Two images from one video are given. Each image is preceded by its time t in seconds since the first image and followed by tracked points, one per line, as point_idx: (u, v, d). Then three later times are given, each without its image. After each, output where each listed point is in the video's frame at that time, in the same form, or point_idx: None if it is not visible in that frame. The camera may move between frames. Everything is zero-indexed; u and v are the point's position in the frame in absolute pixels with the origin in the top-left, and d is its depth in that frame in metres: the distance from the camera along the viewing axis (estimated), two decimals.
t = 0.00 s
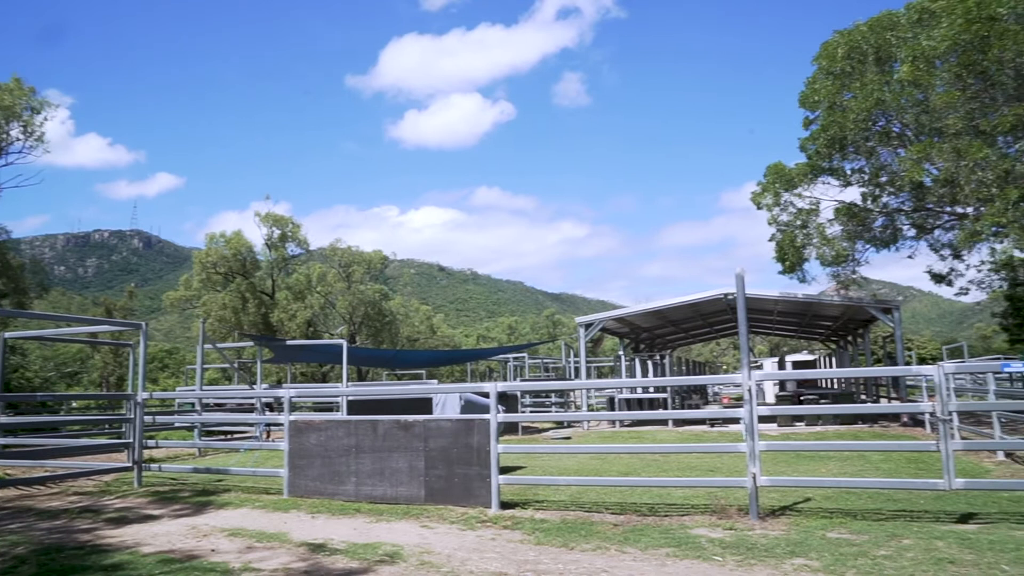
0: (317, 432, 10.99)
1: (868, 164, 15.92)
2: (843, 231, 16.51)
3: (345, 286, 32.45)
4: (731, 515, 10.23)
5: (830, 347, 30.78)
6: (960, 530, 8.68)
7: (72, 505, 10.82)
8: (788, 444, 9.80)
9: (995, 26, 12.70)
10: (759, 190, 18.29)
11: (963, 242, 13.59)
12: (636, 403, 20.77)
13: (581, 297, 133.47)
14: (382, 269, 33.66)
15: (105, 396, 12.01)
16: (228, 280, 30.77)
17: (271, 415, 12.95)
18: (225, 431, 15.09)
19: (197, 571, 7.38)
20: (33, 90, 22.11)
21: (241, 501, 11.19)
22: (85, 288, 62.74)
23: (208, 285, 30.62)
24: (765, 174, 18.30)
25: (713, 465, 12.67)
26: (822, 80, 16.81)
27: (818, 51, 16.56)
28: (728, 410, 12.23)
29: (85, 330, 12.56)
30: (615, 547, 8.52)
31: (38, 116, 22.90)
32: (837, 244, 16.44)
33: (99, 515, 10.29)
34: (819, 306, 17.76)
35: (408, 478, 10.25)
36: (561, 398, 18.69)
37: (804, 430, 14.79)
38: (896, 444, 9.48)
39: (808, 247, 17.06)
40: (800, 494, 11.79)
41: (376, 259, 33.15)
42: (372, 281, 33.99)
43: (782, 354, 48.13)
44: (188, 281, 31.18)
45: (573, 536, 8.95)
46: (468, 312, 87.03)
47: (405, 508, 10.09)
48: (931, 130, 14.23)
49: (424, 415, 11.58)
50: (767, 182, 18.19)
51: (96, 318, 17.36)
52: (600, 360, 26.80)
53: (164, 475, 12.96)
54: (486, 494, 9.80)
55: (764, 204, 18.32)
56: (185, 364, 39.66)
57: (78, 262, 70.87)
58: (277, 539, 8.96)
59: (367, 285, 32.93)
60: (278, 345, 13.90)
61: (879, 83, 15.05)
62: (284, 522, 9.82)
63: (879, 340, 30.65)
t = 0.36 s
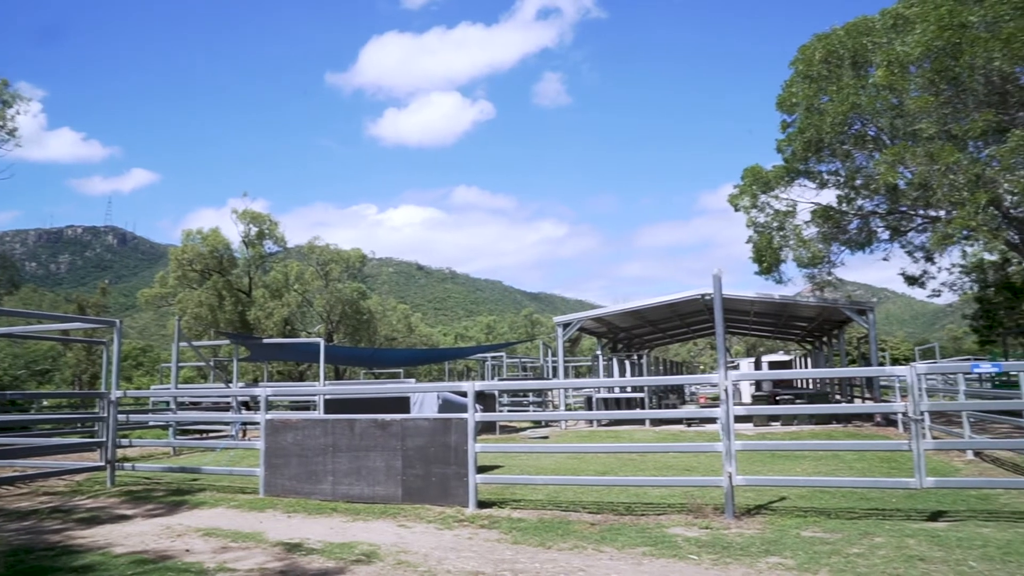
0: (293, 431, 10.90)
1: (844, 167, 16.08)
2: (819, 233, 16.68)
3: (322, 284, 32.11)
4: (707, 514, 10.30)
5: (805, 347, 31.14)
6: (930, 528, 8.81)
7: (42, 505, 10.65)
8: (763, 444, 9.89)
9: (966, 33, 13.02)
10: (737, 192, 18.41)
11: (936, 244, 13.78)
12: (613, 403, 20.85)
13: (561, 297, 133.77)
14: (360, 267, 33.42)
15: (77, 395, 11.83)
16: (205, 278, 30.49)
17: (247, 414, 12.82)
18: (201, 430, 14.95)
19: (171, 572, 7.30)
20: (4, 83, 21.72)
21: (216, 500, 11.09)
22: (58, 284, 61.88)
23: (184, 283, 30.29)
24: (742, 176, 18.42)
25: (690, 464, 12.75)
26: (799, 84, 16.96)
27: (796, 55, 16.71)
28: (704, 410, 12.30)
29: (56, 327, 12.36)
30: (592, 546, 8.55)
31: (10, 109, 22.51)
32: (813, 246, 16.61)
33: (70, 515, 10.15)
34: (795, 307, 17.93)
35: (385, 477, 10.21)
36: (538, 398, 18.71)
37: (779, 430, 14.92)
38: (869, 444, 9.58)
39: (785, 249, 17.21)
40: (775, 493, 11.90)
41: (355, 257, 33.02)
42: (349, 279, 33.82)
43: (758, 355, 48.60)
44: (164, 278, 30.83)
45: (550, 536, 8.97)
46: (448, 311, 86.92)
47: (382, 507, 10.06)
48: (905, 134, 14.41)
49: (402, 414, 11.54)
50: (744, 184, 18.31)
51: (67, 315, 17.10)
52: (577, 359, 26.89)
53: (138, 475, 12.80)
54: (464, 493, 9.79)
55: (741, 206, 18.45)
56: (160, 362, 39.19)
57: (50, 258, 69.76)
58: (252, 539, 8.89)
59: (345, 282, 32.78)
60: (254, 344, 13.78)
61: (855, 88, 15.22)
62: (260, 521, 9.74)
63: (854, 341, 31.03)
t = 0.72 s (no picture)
0: (270, 429, 10.82)
1: (820, 168, 16.26)
2: (796, 234, 16.84)
3: (300, 281, 32.20)
4: (684, 512, 10.37)
5: (780, 347, 31.46)
6: (902, 525, 8.94)
7: (12, 506, 10.47)
8: (740, 443, 9.96)
9: (939, 39, 13.29)
10: (715, 193, 18.52)
11: (910, 246, 13.96)
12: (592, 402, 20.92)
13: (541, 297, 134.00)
14: (339, 265, 33.36)
15: (48, 393, 11.64)
16: (181, 274, 30.15)
17: (223, 413, 12.70)
18: (175, 428, 14.79)
19: (144, 573, 7.21)
20: None
21: (191, 500, 10.97)
22: (28, 280, 60.91)
23: (159, 279, 29.93)
24: (720, 177, 18.54)
25: (667, 463, 12.83)
26: (777, 86, 17.12)
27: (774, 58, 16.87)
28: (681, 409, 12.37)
29: (27, 324, 12.13)
30: (570, 544, 8.57)
31: None
32: (790, 247, 16.77)
33: (41, 516, 9.99)
34: (772, 308, 18.09)
35: (362, 476, 10.17)
36: (517, 396, 18.71)
37: (756, 429, 15.05)
38: (843, 442, 9.69)
39: (762, 249, 17.36)
40: (751, 491, 11.99)
41: (333, 254, 32.92)
42: (327, 277, 33.59)
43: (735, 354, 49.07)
44: (139, 275, 30.45)
45: (528, 534, 8.98)
46: (427, 310, 86.74)
47: (359, 506, 10.01)
48: (880, 136, 14.59)
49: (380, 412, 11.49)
50: (722, 185, 18.44)
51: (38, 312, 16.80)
52: (555, 358, 26.95)
53: (111, 474, 12.63)
54: (442, 492, 9.78)
55: (719, 207, 18.57)
56: (134, 360, 38.66)
57: (21, 254, 68.55)
58: (228, 539, 8.81)
59: (323, 280, 32.67)
60: (231, 341, 13.65)
61: (832, 90, 15.38)
62: (236, 521, 9.66)
63: (829, 341, 31.41)
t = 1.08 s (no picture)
0: (247, 428, 10.73)
1: (797, 169, 16.41)
2: (774, 234, 16.97)
3: (278, 279, 32.01)
4: (662, 510, 10.43)
5: (758, 347, 31.74)
6: (876, 521, 9.05)
7: None
8: (717, 441, 10.03)
9: (912, 42, 13.51)
10: (694, 192, 18.63)
11: (885, 246, 14.13)
12: (571, 401, 20.99)
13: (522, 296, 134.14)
14: (317, 264, 33.20)
15: (20, 393, 11.47)
16: (158, 272, 29.79)
17: (199, 412, 12.58)
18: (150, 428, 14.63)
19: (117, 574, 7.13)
20: None
21: (166, 500, 10.86)
22: None
23: (135, 277, 29.56)
24: (698, 178, 18.64)
25: (645, 461, 12.89)
26: (755, 87, 17.27)
27: (753, 59, 17.00)
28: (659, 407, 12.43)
29: None
30: (548, 543, 8.59)
31: None
32: (768, 246, 16.91)
33: (12, 517, 9.84)
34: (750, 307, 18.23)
35: (340, 475, 10.13)
36: (496, 395, 18.70)
37: (734, 428, 15.17)
38: (818, 440, 9.79)
39: (740, 249, 17.49)
40: (728, 489, 12.08)
41: (311, 252, 32.80)
42: (307, 275, 33.66)
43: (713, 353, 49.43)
44: (114, 272, 30.07)
45: (506, 532, 8.99)
46: (408, 308, 86.51)
47: (337, 505, 9.96)
48: (857, 138, 14.76)
49: (358, 411, 11.44)
50: (701, 185, 18.54)
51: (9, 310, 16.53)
52: (534, 356, 27.00)
53: (84, 474, 12.47)
54: (420, 490, 9.77)
55: (698, 207, 18.68)
56: (108, 358, 38.16)
57: None
58: (204, 539, 8.73)
59: (301, 278, 32.58)
60: (208, 340, 13.52)
61: (810, 91, 15.51)
62: (212, 521, 9.58)
63: (806, 340, 31.76)
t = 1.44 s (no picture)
0: (224, 427, 10.63)
1: (775, 170, 16.55)
2: (752, 234, 17.11)
3: (256, 277, 31.77)
4: (640, 509, 10.48)
5: (736, 346, 32.01)
6: (851, 518, 9.15)
7: None
8: (694, 440, 10.08)
9: (887, 46, 13.73)
10: (673, 192, 18.71)
11: (861, 246, 14.29)
12: (550, 400, 21.09)
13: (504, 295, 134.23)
14: (296, 261, 33.25)
15: None
16: (134, 270, 29.46)
17: (175, 411, 12.45)
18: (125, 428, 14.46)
19: None
20: None
21: (141, 500, 10.74)
22: None
23: (110, 275, 29.25)
24: (678, 177, 18.72)
25: (623, 460, 12.94)
26: (735, 88, 17.39)
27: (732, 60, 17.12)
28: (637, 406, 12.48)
29: None
30: (526, 541, 8.60)
31: None
32: (746, 246, 17.03)
33: None
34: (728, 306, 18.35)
35: (318, 475, 10.07)
36: (475, 395, 18.71)
37: (712, 426, 15.28)
38: (794, 439, 9.87)
39: (719, 248, 17.61)
40: (706, 487, 12.16)
41: (289, 250, 32.68)
42: (284, 272, 33.49)
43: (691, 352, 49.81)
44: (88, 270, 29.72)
45: (485, 531, 8.98)
46: (388, 307, 86.28)
47: (315, 505, 9.91)
48: (834, 140, 14.93)
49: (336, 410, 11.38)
50: (680, 184, 18.62)
51: None
52: (514, 355, 27.07)
53: (57, 475, 12.29)
54: (399, 490, 9.75)
55: (677, 206, 18.77)
56: (82, 357, 37.68)
57: None
58: (179, 540, 8.64)
59: (279, 276, 32.41)
60: (185, 338, 13.38)
61: (789, 93, 15.63)
62: (188, 521, 9.49)
63: (783, 340, 32.09)
